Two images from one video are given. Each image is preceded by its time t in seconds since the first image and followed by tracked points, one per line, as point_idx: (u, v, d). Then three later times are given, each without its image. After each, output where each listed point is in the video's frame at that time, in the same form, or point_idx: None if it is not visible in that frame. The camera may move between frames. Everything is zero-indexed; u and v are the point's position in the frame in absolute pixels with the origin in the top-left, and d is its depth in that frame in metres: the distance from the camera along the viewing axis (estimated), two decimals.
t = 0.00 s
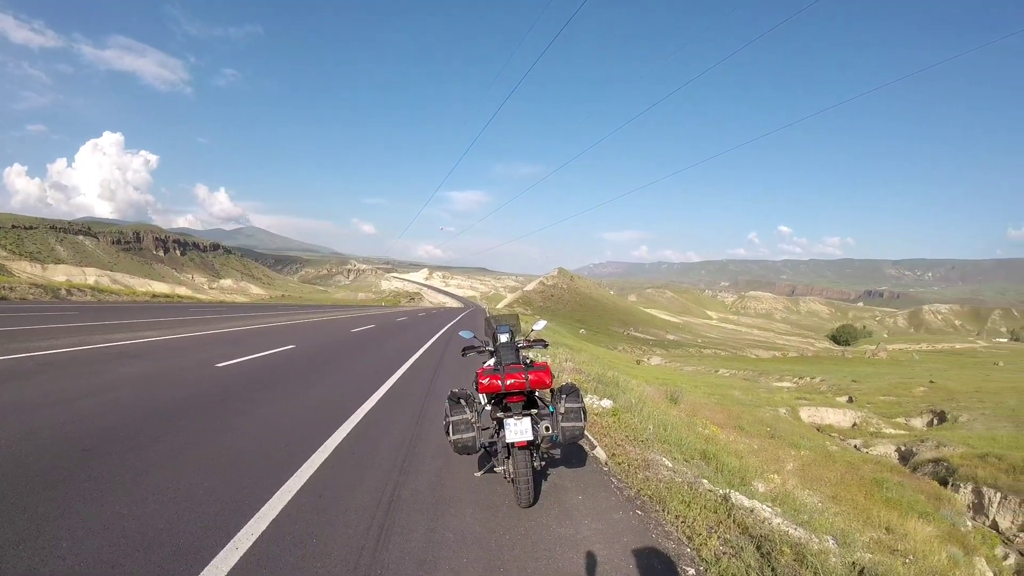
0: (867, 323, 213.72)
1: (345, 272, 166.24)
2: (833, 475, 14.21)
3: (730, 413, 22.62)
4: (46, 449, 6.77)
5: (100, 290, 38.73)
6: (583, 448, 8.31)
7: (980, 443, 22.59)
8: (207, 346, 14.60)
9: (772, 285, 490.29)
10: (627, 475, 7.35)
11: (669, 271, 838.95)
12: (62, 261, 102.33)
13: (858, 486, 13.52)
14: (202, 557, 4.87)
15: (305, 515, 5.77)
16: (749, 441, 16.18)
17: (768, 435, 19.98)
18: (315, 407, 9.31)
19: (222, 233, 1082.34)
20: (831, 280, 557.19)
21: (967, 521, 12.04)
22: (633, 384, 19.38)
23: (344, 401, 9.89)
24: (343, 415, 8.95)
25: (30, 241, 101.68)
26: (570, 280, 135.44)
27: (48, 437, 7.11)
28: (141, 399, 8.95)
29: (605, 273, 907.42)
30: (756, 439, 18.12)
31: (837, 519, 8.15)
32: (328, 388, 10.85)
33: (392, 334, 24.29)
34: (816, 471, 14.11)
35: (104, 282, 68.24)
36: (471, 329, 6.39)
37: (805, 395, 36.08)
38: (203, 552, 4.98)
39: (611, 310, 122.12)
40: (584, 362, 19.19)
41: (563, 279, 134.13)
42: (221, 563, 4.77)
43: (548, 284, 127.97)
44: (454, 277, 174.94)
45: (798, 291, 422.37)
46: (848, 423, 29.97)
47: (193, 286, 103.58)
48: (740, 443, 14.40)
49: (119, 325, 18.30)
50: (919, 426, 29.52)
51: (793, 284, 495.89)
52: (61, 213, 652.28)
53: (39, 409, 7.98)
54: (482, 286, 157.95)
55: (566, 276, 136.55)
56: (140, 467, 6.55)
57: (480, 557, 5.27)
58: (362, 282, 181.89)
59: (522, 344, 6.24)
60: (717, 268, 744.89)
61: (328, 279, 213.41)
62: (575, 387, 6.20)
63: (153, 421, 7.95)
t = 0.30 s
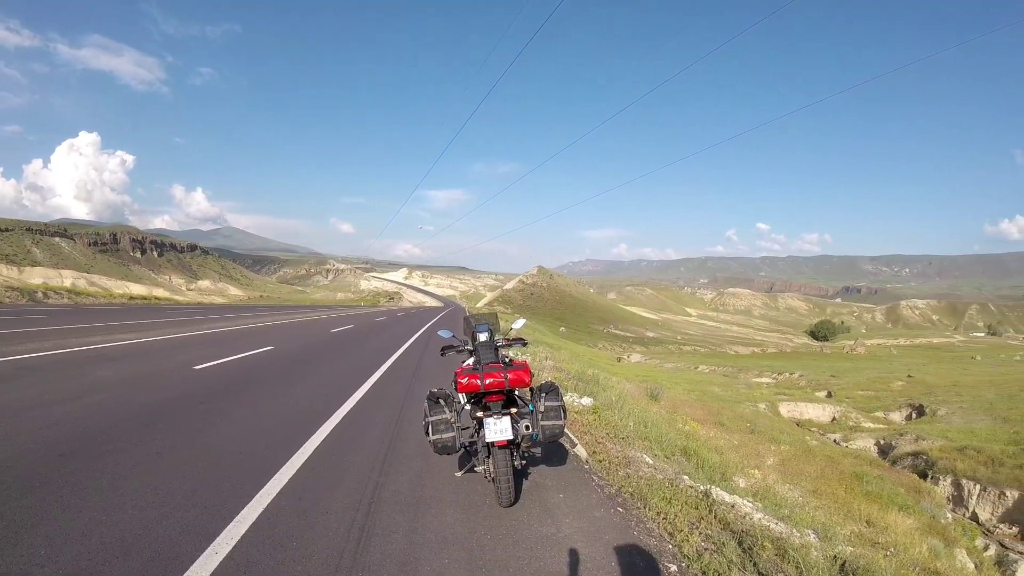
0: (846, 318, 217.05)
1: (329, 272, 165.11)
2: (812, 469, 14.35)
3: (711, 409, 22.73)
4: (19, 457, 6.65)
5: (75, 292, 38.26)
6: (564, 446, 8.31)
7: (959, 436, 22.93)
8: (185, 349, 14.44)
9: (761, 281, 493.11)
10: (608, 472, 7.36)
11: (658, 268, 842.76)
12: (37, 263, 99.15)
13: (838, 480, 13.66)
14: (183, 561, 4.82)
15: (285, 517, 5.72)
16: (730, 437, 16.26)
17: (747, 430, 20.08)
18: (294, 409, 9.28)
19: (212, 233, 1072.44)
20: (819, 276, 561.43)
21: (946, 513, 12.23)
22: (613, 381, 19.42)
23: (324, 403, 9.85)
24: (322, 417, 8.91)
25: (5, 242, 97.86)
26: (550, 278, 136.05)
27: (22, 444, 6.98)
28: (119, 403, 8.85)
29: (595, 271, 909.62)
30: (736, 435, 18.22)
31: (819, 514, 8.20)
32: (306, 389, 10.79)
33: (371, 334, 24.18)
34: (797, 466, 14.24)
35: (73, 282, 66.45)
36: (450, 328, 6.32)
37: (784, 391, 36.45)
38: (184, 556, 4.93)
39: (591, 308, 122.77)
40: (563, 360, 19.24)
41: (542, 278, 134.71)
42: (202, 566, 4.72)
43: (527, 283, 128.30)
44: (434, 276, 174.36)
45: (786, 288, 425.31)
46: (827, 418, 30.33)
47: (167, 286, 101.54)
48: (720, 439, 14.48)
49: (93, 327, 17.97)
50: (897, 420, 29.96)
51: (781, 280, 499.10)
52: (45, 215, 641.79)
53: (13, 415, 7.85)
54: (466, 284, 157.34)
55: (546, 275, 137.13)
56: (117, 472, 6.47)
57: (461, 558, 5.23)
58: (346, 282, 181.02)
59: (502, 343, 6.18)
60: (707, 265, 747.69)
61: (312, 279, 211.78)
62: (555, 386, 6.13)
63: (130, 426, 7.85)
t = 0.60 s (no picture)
0: (825, 314, 220.28)
1: (313, 271, 163.79)
2: (793, 465, 14.46)
3: (692, 406, 22.82)
4: None
5: (53, 293, 37.83)
6: (545, 444, 8.32)
7: (937, 430, 23.24)
8: (162, 350, 14.22)
9: (749, 279, 495.94)
10: (588, 470, 7.38)
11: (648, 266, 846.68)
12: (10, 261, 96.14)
13: (818, 475, 13.79)
14: (163, 563, 4.76)
15: (265, 518, 5.65)
16: (711, 434, 16.32)
17: (727, 427, 20.18)
18: (272, 410, 9.20)
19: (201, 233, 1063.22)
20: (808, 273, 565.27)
21: (925, 507, 12.42)
22: (594, 379, 19.51)
23: (305, 403, 9.82)
24: (302, 417, 8.89)
25: None
26: (530, 275, 136.58)
27: None
28: (97, 406, 8.75)
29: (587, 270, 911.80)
30: (716, 431, 18.31)
31: (800, 510, 8.25)
32: (284, 390, 10.71)
33: (350, 333, 24.11)
34: (777, 462, 14.36)
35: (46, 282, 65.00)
36: (429, 328, 6.23)
37: (764, 387, 36.87)
38: (164, 558, 4.86)
39: (571, 306, 123.51)
40: (543, 358, 19.29)
41: (522, 275, 135.12)
42: (181, 569, 4.65)
43: (507, 280, 128.64)
44: (414, 274, 173.95)
45: (774, 285, 427.85)
46: (807, 414, 30.66)
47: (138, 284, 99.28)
48: (701, 436, 14.56)
49: (66, 330, 17.58)
50: (877, 415, 30.35)
51: (770, 277, 502.30)
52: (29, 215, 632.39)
53: None
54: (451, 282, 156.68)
55: (525, 272, 137.53)
56: (92, 475, 6.36)
57: (442, 558, 5.18)
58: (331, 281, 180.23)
59: (481, 341, 6.09)
60: (697, 263, 750.69)
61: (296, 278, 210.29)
62: (534, 384, 6.05)
63: (106, 429, 7.72)
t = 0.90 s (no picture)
0: (806, 308, 222.81)
1: (298, 268, 162.51)
2: (773, 457, 14.57)
3: (674, 400, 22.89)
4: None
5: (30, 293, 37.34)
6: (527, 439, 8.33)
7: (917, 421, 23.46)
8: (141, 350, 14.06)
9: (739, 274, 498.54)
10: (570, 465, 7.38)
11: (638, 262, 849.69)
12: None
13: (799, 468, 13.88)
14: (145, 563, 4.71)
15: (246, 517, 5.60)
16: (692, 427, 16.37)
17: (708, 420, 20.27)
18: (251, 408, 9.15)
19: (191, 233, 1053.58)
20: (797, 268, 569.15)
21: (907, 497, 12.58)
22: (575, 374, 19.56)
23: (285, 401, 9.81)
24: (283, 415, 8.86)
25: None
26: (511, 270, 136.97)
27: None
28: (75, 407, 8.66)
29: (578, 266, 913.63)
30: (698, 424, 18.39)
31: (783, 502, 8.30)
32: (263, 388, 10.67)
33: (330, 330, 23.93)
34: (757, 454, 14.46)
35: (15, 280, 63.26)
36: (410, 324, 6.15)
37: (744, 380, 37.16)
38: (146, 558, 4.82)
39: (553, 301, 124.12)
40: (525, 353, 19.33)
41: (504, 271, 135.51)
42: (163, 568, 4.61)
43: (489, 276, 128.83)
44: (396, 270, 173.75)
45: (762, 280, 430.41)
46: (788, 406, 30.96)
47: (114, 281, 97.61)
48: (683, 429, 14.62)
49: (40, 331, 17.23)
50: (857, 408, 30.68)
51: (760, 273, 505.24)
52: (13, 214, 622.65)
53: None
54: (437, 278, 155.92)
55: (507, 267, 137.88)
56: (71, 477, 6.29)
57: (423, 554, 5.15)
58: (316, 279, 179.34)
59: (462, 337, 6.00)
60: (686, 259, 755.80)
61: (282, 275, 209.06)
62: (515, 378, 5.95)
63: (85, 431, 7.64)
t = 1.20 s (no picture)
0: (787, 303, 225.34)
1: (283, 266, 160.96)
2: (754, 451, 14.69)
3: (655, 396, 22.94)
4: None
5: (3, 292, 36.50)
6: (508, 436, 8.32)
7: (897, 415, 23.72)
8: (119, 350, 13.84)
9: (729, 271, 501.29)
10: (552, 462, 7.39)
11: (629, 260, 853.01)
12: None
13: (781, 462, 13.96)
14: (123, 566, 4.66)
15: (225, 518, 5.56)
16: (673, 422, 16.46)
17: (690, 415, 20.37)
18: (231, 408, 9.10)
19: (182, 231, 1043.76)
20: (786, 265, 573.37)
21: (887, 490, 12.75)
22: (556, 370, 19.60)
23: (265, 399, 9.75)
24: (264, 414, 8.84)
25: None
26: (492, 267, 137.25)
27: None
28: (50, 409, 8.50)
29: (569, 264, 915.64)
30: (679, 420, 18.45)
31: (765, 496, 8.38)
32: (242, 387, 10.60)
33: (309, 328, 23.76)
34: (738, 448, 14.58)
35: None
36: (388, 321, 6.08)
37: (725, 375, 37.51)
38: (125, 560, 4.76)
39: (534, 297, 124.69)
40: (506, 350, 19.35)
41: (486, 267, 135.56)
42: (141, 571, 4.56)
43: (470, 273, 128.89)
44: (379, 268, 173.10)
45: (750, 277, 433.53)
46: (768, 401, 31.28)
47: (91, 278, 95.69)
48: (664, 424, 14.67)
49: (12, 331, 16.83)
50: (838, 402, 31.04)
51: (749, 269, 508.28)
52: None
53: None
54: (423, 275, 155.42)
55: (488, 264, 138.07)
56: (46, 481, 6.19)
57: (402, 553, 5.13)
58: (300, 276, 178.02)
59: (442, 334, 5.95)
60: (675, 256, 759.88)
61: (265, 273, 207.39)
62: (495, 375, 5.92)
63: (60, 434, 7.51)
